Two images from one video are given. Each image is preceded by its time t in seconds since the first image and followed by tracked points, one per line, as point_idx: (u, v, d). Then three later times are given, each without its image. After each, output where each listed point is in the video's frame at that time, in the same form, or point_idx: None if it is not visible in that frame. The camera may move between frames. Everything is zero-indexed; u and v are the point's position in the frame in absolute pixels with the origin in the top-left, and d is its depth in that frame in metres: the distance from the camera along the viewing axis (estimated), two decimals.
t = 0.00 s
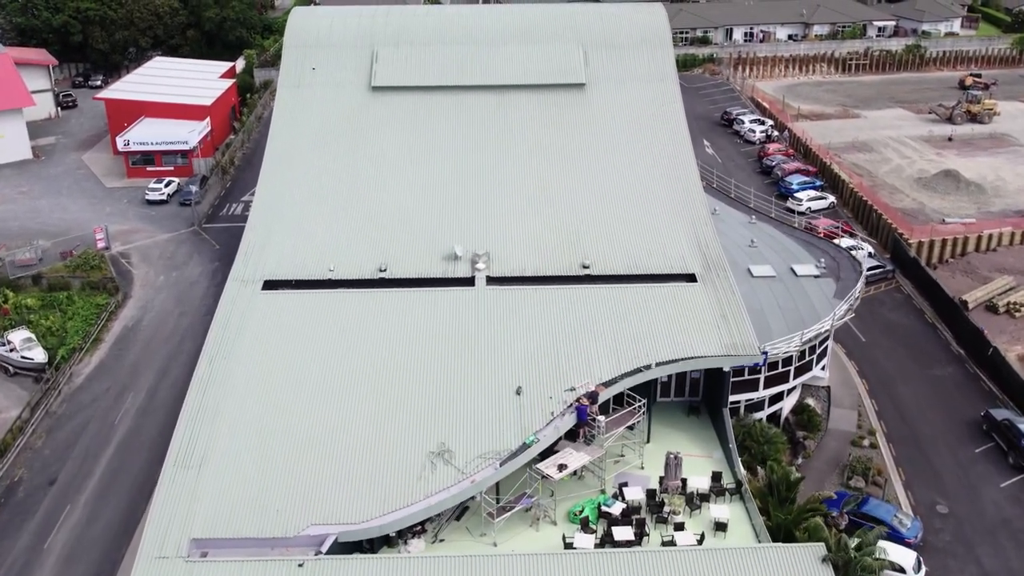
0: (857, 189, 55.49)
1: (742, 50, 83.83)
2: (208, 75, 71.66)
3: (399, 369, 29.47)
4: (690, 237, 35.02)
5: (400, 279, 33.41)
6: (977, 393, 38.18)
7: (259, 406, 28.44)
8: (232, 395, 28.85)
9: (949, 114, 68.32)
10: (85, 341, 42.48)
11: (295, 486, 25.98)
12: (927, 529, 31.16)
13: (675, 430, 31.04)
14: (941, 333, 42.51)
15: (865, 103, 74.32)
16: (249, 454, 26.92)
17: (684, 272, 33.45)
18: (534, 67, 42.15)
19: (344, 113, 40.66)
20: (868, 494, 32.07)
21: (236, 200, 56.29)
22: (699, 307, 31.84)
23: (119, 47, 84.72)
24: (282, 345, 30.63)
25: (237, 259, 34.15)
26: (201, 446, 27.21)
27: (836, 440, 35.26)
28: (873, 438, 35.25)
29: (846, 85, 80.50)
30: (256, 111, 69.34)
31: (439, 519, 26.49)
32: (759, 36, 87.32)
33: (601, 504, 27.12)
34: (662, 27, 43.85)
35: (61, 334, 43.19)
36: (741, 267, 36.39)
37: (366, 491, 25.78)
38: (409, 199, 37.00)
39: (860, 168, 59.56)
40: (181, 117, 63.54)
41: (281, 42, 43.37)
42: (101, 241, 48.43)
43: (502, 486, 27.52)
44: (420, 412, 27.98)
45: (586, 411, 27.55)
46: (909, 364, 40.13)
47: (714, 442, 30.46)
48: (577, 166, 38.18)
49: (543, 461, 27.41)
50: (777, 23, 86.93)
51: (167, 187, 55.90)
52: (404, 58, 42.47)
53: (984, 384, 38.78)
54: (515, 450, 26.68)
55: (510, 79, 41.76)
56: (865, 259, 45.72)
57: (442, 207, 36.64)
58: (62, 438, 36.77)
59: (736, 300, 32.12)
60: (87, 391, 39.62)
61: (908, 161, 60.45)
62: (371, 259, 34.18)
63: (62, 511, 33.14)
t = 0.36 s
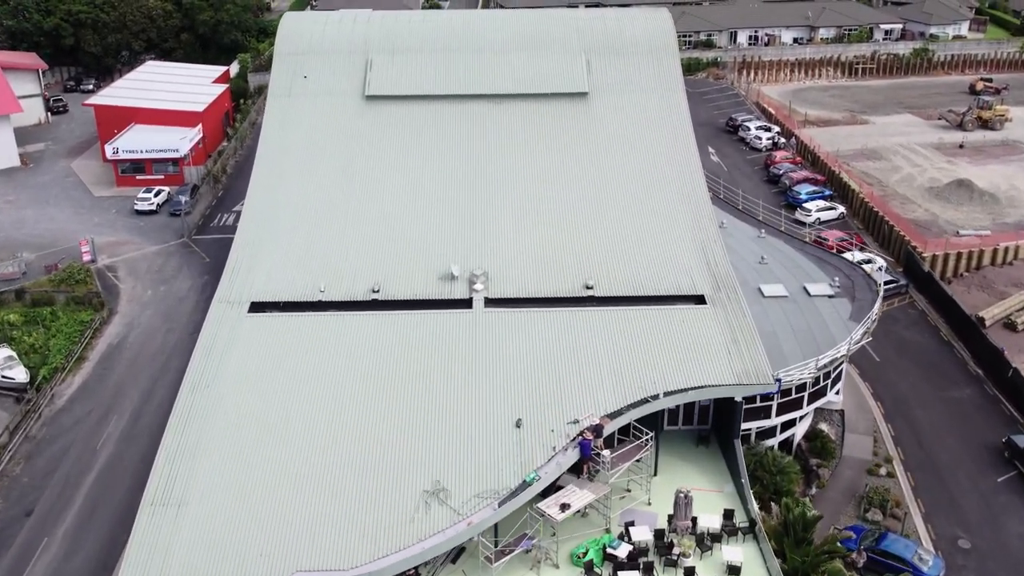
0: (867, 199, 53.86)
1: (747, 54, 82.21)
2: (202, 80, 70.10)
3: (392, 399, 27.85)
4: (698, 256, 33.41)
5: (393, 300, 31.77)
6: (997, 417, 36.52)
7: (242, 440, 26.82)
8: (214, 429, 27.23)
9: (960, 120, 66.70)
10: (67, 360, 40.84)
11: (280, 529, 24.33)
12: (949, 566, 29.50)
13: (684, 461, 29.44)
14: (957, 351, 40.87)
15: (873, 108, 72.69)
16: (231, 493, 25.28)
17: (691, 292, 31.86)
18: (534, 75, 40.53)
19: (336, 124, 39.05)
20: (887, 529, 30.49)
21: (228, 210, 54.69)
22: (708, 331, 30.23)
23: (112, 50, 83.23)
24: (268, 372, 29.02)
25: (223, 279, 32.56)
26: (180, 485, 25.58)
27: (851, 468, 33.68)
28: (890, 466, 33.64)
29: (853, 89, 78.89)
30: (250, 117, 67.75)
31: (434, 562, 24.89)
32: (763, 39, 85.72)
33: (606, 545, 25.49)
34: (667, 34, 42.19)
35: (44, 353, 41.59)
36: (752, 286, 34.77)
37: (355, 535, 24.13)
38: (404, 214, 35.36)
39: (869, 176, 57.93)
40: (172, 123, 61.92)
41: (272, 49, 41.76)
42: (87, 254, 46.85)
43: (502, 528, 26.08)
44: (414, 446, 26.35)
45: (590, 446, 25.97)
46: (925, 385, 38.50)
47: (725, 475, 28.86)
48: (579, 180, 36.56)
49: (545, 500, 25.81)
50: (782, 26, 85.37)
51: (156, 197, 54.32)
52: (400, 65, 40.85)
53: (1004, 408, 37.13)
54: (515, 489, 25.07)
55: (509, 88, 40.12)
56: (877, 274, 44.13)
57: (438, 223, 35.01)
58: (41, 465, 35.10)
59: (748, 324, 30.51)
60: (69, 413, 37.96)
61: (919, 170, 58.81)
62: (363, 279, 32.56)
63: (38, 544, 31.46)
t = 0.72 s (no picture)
0: (878, 210, 52.25)
1: (752, 57, 80.50)
2: (194, 85, 68.49)
3: (384, 434, 26.24)
4: (706, 277, 31.79)
5: (386, 325, 30.11)
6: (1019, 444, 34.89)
7: (225, 479, 25.20)
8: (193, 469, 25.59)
9: (971, 127, 65.11)
10: (49, 381, 39.19)
11: None
12: None
13: (694, 497, 27.81)
14: (975, 372, 39.23)
15: (881, 114, 71.08)
16: (210, 539, 23.61)
17: (701, 317, 30.22)
18: (535, 85, 38.89)
19: (328, 136, 37.41)
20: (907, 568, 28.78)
21: (219, 221, 53.09)
22: (718, 359, 28.61)
23: (104, 54, 81.63)
24: (254, 405, 27.41)
25: (207, 303, 30.94)
26: (157, 529, 23.97)
27: (868, 499, 32.05)
28: (908, 498, 32.03)
29: (859, 94, 77.28)
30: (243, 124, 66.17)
31: None
32: (768, 43, 84.19)
33: None
34: (674, 42, 40.56)
35: (24, 373, 39.92)
36: (763, 308, 33.16)
37: None
38: (399, 232, 33.72)
39: (879, 186, 56.31)
40: (163, 131, 60.32)
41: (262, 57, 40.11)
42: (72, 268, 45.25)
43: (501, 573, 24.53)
44: (407, 486, 24.74)
45: (595, 485, 24.39)
46: (942, 409, 36.87)
47: (738, 512, 27.25)
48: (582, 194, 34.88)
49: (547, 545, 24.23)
50: (788, 30, 83.86)
51: (144, 208, 52.70)
52: (395, 74, 39.22)
53: None
54: (514, 534, 23.49)
55: (508, 98, 38.48)
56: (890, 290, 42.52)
57: (434, 241, 33.30)
58: (18, 495, 33.42)
59: (760, 351, 28.89)
60: (49, 439, 36.28)
61: (930, 179, 57.21)
62: (355, 302, 30.90)
63: None
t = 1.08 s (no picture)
0: (889, 221, 50.64)
1: (757, 62, 78.71)
2: (186, 91, 66.89)
3: (376, 473, 24.65)
4: (717, 299, 30.20)
5: (378, 352, 28.49)
6: None
7: (205, 524, 23.62)
8: (171, 513, 24.00)
9: (983, 134, 63.54)
10: (28, 404, 37.50)
11: None
12: None
13: (704, 538, 26.18)
14: (995, 395, 37.60)
15: (889, 120, 69.49)
16: None
17: (711, 343, 28.63)
18: (536, 95, 37.27)
19: (319, 149, 35.77)
20: None
21: (210, 233, 51.53)
22: (730, 389, 27.02)
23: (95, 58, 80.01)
24: (237, 440, 25.82)
25: (189, 329, 29.33)
26: None
27: (886, 533, 30.40)
28: (929, 532, 30.44)
29: (866, 99, 75.73)
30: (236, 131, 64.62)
31: None
32: (773, 46, 82.66)
33: None
34: (680, 50, 38.92)
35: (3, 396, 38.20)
36: (775, 332, 31.60)
37: None
38: (392, 251, 32.08)
39: (890, 196, 54.68)
40: (153, 138, 58.70)
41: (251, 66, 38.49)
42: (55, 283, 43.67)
43: None
44: (399, 533, 23.16)
45: (599, 529, 22.92)
46: (962, 435, 35.25)
47: (752, 553, 25.57)
48: (584, 211, 33.24)
49: None
50: (793, 33, 82.36)
51: (132, 218, 51.10)
52: (390, 84, 37.61)
53: None
54: None
55: (507, 110, 36.84)
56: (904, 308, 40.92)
57: (430, 262, 31.65)
58: None
59: (774, 380, 27.33)
60: (27, 467, 34.58)
61: (942, 189, 55.59)
62: (346, 327, 29.26)
63: None
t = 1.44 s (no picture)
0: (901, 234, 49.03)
1: (761, 67, 77.38)
2: (178, 97, 65.26)
3: (365, 519, 23.10)
4: (727, 325, 28.56)
5: (369, 383, 26.87)
6: None
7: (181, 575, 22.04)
8: (144, 562, 22.44)
9: (995, 142, 61.88)
10: (6, 429, 35.89)
11: None
12: None
13: None
14: (1015, 419, 35.96)
15: (898, 127, 67.79)
16: None
17: (722, 373, 26.99)
18: (536, 107, 35.60)
19: (311, 164, 34.14)
20: None
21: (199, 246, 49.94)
22: (743, 424, 25.44)
23: (87, 62, 78.36)
24: (216, 481, 24.23)
25: (168, 358, 27.73)
26: None
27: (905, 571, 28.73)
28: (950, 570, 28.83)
29: (874, 104, 74.06)
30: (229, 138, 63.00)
31: None
32: (779, 50, 80.98)
33: None
34: (687, 60, 37.29)
35: None
36: (788, 358, 30.01)
37: None
38: (384, 272, 30.43)
39: (901, 207, 53.01)
40: (142, 146, 57.02)
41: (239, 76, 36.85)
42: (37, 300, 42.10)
43: None
44: None
45: None
46: (982, 464, 33.62)
47: None
48: (587, 230, 31.60)
49: None
50: (798, 37, 80.73)
51: (119, 230, 49.55)
52: (383, 94, 35.99)
53: None
54: None
55: (507, 122, 35.18)
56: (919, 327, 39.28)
57: (425, 283, 29.99)
58: None
59: (789, 413, 25.72)
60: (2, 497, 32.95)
61: (955, 199, 53.89)
62: (335, 356, 27.64)
63: None
